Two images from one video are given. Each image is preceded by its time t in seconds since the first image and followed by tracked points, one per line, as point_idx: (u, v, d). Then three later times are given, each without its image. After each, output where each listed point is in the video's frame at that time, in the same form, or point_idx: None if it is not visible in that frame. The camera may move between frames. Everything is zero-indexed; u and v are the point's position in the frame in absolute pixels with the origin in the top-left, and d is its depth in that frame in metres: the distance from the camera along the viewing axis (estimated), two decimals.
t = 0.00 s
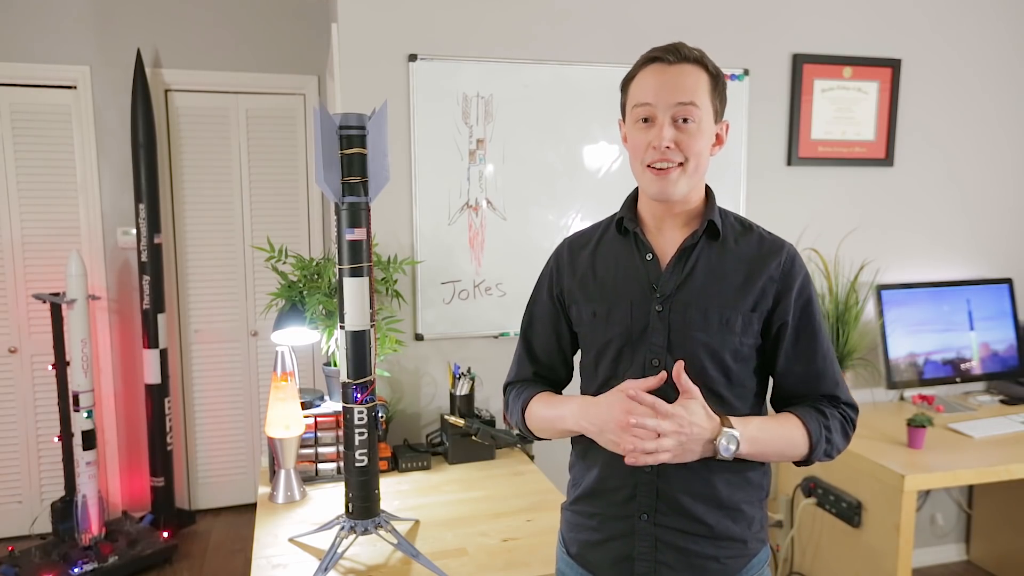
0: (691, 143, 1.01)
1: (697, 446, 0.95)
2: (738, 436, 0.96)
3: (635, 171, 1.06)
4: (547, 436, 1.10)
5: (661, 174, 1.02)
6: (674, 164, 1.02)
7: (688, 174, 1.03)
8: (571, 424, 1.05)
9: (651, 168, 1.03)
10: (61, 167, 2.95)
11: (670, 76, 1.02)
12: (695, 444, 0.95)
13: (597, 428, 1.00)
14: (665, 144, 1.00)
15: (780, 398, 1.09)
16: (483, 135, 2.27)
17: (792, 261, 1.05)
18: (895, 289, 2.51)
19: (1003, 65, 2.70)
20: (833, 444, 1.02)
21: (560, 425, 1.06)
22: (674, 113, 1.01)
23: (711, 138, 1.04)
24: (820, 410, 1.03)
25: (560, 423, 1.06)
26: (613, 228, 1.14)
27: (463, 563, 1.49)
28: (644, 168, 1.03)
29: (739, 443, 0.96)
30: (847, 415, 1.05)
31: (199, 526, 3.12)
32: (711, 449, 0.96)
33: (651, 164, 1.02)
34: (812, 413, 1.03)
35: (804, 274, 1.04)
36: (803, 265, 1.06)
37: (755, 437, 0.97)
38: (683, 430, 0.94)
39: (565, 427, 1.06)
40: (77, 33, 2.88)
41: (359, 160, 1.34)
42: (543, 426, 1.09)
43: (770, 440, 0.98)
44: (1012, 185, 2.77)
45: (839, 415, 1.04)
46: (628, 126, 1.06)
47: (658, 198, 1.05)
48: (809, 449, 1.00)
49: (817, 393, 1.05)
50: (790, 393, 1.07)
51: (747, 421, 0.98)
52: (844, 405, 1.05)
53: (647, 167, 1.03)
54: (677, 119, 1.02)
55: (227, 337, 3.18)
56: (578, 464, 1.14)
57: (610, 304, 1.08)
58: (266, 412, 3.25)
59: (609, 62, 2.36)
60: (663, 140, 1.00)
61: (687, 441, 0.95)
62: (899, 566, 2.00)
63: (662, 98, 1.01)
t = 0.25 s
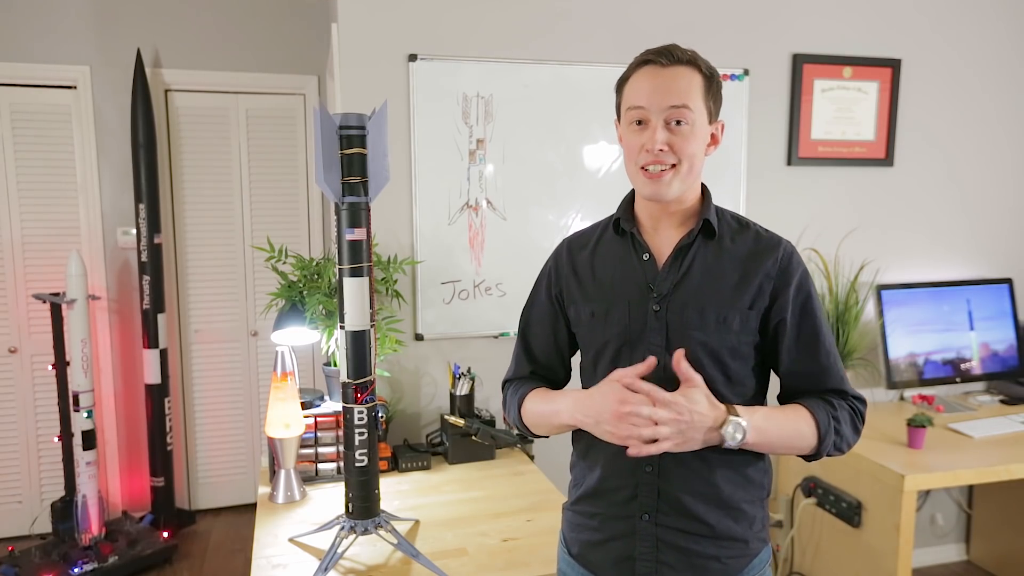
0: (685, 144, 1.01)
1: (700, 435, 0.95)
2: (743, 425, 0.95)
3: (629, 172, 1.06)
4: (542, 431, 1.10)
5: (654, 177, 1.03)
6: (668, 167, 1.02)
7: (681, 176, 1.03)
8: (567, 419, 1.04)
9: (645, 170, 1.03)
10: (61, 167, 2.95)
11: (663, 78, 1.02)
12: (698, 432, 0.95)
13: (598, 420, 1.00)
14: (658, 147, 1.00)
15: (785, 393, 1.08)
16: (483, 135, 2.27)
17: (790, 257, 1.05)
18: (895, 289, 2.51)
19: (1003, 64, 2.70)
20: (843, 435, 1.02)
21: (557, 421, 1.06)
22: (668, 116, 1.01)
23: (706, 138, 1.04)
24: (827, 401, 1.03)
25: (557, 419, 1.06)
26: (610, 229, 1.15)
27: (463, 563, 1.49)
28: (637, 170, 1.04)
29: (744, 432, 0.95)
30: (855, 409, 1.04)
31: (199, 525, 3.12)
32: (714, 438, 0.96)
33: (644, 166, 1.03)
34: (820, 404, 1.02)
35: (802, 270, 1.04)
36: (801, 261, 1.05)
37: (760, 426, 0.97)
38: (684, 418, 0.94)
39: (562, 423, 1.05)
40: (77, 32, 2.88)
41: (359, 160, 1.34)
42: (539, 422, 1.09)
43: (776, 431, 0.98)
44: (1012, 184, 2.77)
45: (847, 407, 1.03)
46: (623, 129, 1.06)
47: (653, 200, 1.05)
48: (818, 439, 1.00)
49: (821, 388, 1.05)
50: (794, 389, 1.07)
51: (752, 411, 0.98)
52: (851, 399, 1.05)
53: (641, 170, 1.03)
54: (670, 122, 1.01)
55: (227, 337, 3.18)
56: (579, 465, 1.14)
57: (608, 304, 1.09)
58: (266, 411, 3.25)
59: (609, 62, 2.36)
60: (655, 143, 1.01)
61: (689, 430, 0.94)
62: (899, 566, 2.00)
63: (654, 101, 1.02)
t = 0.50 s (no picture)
0: (681, 145, 1.01)
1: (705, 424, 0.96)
2: (747, 411, 0.95)
3: (626, 174, 1.06)
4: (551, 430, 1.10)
5: (651, 178, 1.02)
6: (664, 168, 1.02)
7: (678, 177, 1.03)
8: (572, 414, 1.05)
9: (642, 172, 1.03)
10: (61, 167, 2.95)
11: (658, 80, 1.02)
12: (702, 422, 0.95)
13: (603, 412, 1.00)
14: (654, 148, 1.00)
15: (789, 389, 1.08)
16: (483, 135, 2.27)
17: (786, 255, 1.05)
18: (895, 289, 2.51)
19: (1003, 64, 2.70)
20: (848, 431, 1.02)
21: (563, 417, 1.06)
22: (663, 116, 1.01)
23: (702, 139, 1.04)
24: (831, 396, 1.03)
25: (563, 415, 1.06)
26: (607, 231, 1.15)
27: (463, 563, 1.49)
28: (634, 172, 1.03)
29: (748, 418, 0.95)
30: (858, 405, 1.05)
31: (199, 526, 3.12)
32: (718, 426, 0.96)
33: (641, 167, 1.02)
34: (825, 397, 1.03)
35: (799, 268, 1.04)
36: (797, 259, 1.05)
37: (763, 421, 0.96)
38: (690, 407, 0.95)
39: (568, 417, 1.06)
40: (77, 32, 2.88)
41: (359, 160, 1.34)
42: (547, 422, 1.09)
43: (779, 422, 0.97)
44: (1012, 184, 2.77)
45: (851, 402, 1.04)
46: (619, 131, 1.06)
47: (650, 201, 1.05)
48: (824, 433, 1.00)
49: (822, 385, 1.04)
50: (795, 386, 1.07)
51: (755, 400, 0.98)
52: (853, 394, 1.05)
53: (638, 171, 1.03)
54: (666, 122, 1.02)
55: (227, 337, 3.18)
56: (578, 465, 1.14)
57: (606, 306, 1.09)
58: (266, 411, 3.25)
59: (609, 62, 2.36)
60: (651, 144, 1.01)
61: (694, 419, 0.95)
62: (899, 566, 2.00)
63: (650, 102, 1.02)
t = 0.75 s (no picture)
0: (681, 147, 1.01)
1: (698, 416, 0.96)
2: (739, 410, 0.95)
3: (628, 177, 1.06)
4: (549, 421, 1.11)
5: (652, 180, 1.02)
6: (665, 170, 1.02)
7: (679, 178, 1.03)
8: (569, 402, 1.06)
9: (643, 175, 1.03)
10: (61, 167, 2.95)
11: (658, 83, 1.02)
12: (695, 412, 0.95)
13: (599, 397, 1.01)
14: (654, 151, 1.00)
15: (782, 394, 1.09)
16: (483, 135, 2.27)
17: (789, 258, 1.05)
18: (895, 289, 2.51)
19: (1003, 64, 2.70)
20: (835, 437, 1.02)
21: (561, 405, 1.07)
22: (662, 120, 1.01)
23: (703, 141, 1.04)
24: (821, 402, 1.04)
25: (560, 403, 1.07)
26: (611, 230, 1.15)
27: (463, 563, 1.49)
28: (636, 175, 1.03)
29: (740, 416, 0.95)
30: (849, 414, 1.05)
31: (199, 526, 3.12)
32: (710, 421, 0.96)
33: (642, 170, 1.02)
34: (814, 402, 1.03)
35: (801, 271, 1.04)
36: (800, 262, 1.06)
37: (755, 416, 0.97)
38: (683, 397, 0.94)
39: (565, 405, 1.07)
40: (77, 32, 2.88)
41: (359, 160, 1.34)
42: (547, 415, 1.10)
43: (771, 422, 0.98)
44: (1012, 184, 2.77)
45: (839, 410, 1.04)
46: (620, 135, 1.06)
47: (652, 203, 1.05)
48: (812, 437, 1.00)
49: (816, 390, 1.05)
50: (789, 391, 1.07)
51: (748, 398, 0.98)
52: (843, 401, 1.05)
53: (638, 174, 1.03)
54: (665, 126, 1.02)
55: (227, 337, 3.18)
56: (578, 464, 1.14)
57: (608, 305, 1.09)
58: (266, 412, 3.25)
59: (609, 62, 2.36)
60: (651, 147, 1.01)
61: (688, 410, 0.94)
62: (899, 566, 2.00)
63: (650, 105, 1.02)
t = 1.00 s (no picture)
0: (680, 143, 1.01)
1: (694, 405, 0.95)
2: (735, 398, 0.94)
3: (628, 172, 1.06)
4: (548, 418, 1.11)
5: (651, 176, 1.02)
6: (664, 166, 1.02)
7: (679, 175, 1.03)
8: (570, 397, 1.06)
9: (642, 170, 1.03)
10: (61, 168, 2.95)
11: (658, 78, 1.02)
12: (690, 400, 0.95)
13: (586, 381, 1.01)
14: (653, 146, 1.00)
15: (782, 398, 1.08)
16: (483, 135, 2.27)
17: (792, 260, 1.05)
18: (895, 289, 2.51)
19: (1003, 64, 2.70)
20: (833, 439, 1.02)
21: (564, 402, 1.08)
22: (662, 115, 1.02)
23: (704, 138, 1.04)
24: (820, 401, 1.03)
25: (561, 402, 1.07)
26: (613, 231, 1.15)
27: (463, 563, 1.49)
28: (635, 170, 1.04)
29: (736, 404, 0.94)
30: (849, 418, 1.05)
31: (199, 526, 3.12)
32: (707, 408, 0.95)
33: (642, 166, 1.02)
34: (814, 400, 1.02)
35: (804, 274, 1.04)
36: (802, 265, 1.05)
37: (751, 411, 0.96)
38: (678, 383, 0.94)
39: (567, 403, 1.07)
40: (77, 32, 2.88)
41: (359, 160, 1.34)
42: (546, 413, 1.10)
43: (766, 416, 0.97)
44: (1012, 184, 2.76)
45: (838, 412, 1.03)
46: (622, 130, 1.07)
47: (652, 198, 1.05)
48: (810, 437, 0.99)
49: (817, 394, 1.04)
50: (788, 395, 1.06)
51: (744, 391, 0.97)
52: (843, 405, 1.04)
53: (638, 169, 1.03)
54: (665, 121, 1.02)
55: (227, 337, 3.18)
56: (578, 465, 1.14)
57: (609, 305, 1.09)
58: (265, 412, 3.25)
59: (609, 62, 2.36)
60: (650, 141, 1.01)
61: (685, 396, 0.94)
62: (899, 566, 2.00)
63: (649, 101, 1.02)
